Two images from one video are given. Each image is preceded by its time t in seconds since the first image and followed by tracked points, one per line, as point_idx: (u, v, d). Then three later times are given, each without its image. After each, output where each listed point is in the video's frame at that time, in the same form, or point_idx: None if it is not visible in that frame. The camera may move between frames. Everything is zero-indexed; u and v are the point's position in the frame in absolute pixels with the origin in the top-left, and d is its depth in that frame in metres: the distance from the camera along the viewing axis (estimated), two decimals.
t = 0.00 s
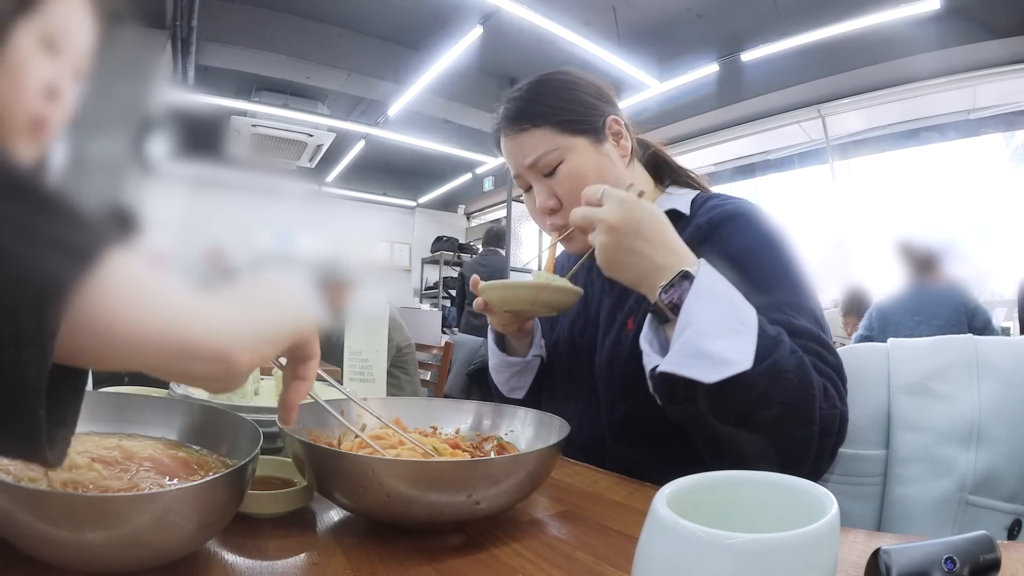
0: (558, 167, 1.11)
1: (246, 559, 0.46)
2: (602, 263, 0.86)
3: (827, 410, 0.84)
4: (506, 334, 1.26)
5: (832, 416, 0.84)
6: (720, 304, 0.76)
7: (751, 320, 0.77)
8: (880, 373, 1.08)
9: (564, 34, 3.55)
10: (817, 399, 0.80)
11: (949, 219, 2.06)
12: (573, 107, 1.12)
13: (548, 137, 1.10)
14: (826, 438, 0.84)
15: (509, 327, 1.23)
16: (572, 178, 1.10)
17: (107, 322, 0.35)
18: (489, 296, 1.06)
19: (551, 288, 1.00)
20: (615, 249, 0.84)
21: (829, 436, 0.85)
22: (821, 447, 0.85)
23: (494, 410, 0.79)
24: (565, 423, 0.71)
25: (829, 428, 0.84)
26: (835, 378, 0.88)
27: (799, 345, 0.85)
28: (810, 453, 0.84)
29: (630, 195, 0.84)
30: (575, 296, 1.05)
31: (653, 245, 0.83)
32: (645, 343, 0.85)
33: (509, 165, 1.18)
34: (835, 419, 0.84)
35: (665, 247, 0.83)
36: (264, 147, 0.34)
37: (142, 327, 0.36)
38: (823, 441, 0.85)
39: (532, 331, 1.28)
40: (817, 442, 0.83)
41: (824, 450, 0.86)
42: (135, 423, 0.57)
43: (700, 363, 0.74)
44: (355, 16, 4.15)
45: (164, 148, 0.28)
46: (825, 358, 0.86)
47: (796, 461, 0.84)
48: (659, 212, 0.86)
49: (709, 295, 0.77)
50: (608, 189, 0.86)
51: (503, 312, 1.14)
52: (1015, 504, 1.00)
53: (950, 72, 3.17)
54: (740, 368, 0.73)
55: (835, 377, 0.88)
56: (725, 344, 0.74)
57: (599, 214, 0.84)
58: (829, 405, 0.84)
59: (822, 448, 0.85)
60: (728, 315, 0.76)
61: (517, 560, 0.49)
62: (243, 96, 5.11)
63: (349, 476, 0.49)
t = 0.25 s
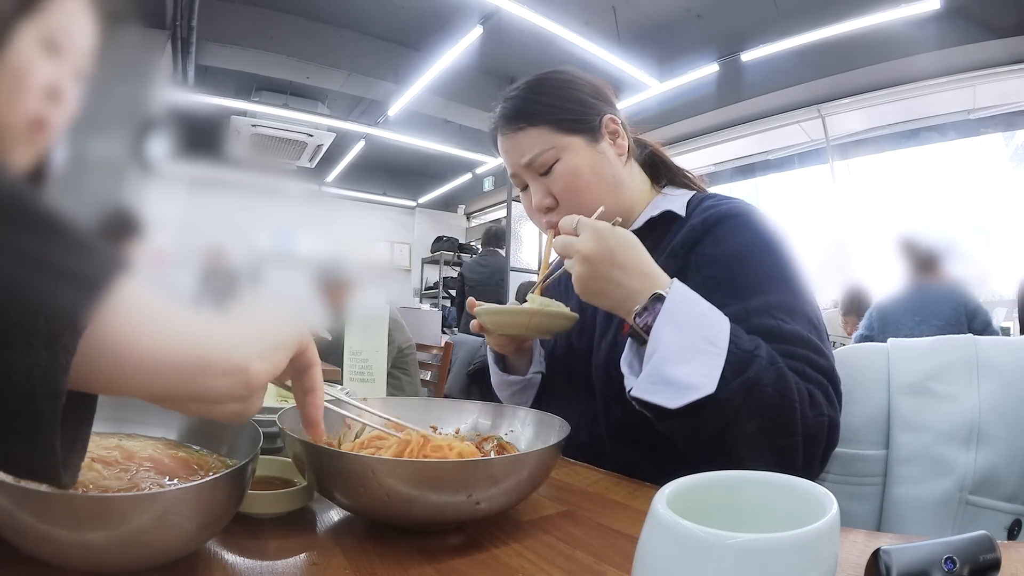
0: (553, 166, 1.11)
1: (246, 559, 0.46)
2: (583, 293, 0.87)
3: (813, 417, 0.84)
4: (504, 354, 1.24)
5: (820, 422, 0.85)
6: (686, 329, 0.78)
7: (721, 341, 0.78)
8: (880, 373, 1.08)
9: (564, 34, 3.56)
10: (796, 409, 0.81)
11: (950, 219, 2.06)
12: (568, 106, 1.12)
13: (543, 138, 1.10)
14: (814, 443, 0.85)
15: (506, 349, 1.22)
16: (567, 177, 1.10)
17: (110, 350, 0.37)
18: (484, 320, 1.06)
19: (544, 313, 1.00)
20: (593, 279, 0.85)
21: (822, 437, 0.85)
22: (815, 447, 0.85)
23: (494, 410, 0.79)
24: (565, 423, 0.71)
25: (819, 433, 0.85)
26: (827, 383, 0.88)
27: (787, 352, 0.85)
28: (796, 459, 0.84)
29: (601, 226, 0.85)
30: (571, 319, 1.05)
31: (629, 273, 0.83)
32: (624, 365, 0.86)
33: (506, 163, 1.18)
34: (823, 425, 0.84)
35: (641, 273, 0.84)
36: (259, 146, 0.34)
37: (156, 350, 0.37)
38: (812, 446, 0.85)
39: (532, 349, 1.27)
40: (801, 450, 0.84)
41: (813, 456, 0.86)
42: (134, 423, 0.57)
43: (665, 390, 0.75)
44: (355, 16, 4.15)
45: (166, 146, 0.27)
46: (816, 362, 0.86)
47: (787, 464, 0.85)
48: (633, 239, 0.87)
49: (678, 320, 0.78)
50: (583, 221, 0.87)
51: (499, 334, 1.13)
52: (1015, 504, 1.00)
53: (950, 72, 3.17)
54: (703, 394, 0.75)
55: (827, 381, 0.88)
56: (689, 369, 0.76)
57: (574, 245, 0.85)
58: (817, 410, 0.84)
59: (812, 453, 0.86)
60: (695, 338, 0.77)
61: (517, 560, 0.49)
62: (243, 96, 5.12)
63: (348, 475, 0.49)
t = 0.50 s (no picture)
0: (545, 162, 1.11)
1: (246, 559, 0.46)
2: (573, 297, 0.87)
3: (806, 422, 0.84)
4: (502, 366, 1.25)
5: (814, 426, 0.84)
6: (674, 340, 0.78)
7: (709, 350, 0.79)
8: (880, 372, 1.08)
9: (564, 34, 3.56)
10: (788, 415, 0.80)
11: (949, 219, 2.06)
12: (562, 104, 1.12)
13: (536, 133, 1.10)
14: (807, 448, 0.84)
15: (504, 361, 1.23)
16: (558, 174, 1.11)
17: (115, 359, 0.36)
18: (483, 338, 1.06)
19: (545, 335, 1.01)
20: (588, 286, 0.85)
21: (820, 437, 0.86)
22: (812, 448, 0.85)
23: (494, 411, 0.80)
24: (565, 423, 0.71)
25: (814, 437, 0.85)
26: (822, 387, 0.88)
27: (781, 355, 0.85)
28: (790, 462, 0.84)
29: (606, 234, 0.83)
30: (569, 338, 1.07)
31: (624, 285, 0.83)
32: (616, 374, 0.88)
33: (498, 158, 1.18)
34: (817, 430, 0.84)
35: (636, 285, 0.84)
36: (260, 144, 0.32)
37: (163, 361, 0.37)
38: (808, 448, 0.85)
39: (530, 360, 1.27)
40: (794, 455, 0.83)
41: (808, 461, 0.86)
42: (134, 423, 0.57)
43: (654, 402, 0.77)
44: (356, 16, 4.15)
45: (166, 146, 0.26)
46: (808, 364, 0.86)
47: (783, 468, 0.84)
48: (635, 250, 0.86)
49: (666, 331, 0.78)
50: (587, 225, 0.86)
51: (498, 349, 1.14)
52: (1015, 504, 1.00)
53: (950, 72, 3.17)
54: (690, 406, 0.76)
55: (823, 383, 0.88)
56: (675, 381, 0.77)
57: (576, 250, 0.84)
58: (810, 414, 0.84)
59: (808, 457, 0.86)
60: (682, 351, 0.78)
61: (517, 560, 0.49)
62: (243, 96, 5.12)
63: (347, 476, 0.49)
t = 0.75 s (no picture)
0: (542, 157, 1.11)
1: (246, 559, 0.46)
2: (573, 290, 0.86)
3: (803, 425, 0.83)
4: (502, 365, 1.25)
5: (811, 428, 0.84)
6: (674, 340, 0.78)
7: (708, 351, 0.79)
8: (879, 372, 1.08)
9: (564, 34, 3.55)
10: (786, 418, 0.80)
11: (950, 219, 2.05)
12: (560, 102, 1.12)
13: (534, 127, 1.10)
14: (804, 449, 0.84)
15: (504, 360, 1.23)
16: (555, 170, 1.10)
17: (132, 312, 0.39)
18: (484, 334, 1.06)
19: (547, 330, 1.01)
20: (592, 280, 0.84)
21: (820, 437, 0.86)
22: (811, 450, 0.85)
23: (494, 411, 0.80)
24: (565, 423, 0.71)
25: (812, 439, 0.84)
26: (820, 389, 0.88)
27: (780, 357, 0.85)
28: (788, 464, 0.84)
29: (614, 230, 0.83)
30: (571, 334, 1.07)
31: (627, 282, 0.83)
32: (615, 374, 0.88)
33: (496, 153, 1.18)
34: (813, 433, 0.84)
35: (638, 283, 0.84)
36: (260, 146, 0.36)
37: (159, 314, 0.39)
38: (806, 450, 0.85)
39: (530, 359, 1.27)
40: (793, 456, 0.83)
41: (805, 464, 0.86)
42: (135, 422, 0.57)
43: (652, 404, 0.77)
44: (356, 16, 4.15)
45: (167, 147, 0.29)
46: (805, 365, 0.86)
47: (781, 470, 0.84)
48: (641, 251, 0.86)
49: (667, 332, 0.78)
50: (596, 219, 0.85)
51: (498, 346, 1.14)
52: (1014, 504, 1.00)
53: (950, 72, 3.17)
54: (690, 406, 0.76)
55: (822, 385, 0.88)
56: (675, 382, 0.77)
57: (583, 243, 0.83)
58: (807, 416, 0.84)
59: (806, 458, 0.86)
60: (682, 352, 0.78)
61: (517, 560, 0.49)
62: (243, 96, 5.12)
63: (347, 476, 0.49)
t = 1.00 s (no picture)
0: (543, 156, 1.11)
1: (246, 560, 0.46)
2: (576, 287, 0.86)
3: (803, 426, 0.83)
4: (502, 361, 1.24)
5: (812, 429, 0.84)
6: (675, 340, 0.78)
7: (709, 353, 0.79)
8: (880, 373, 1.08)
9: (564, 34, 3.56)
10: (786, 418, 0.80)
11: (951, 219, 2.05)
12: (562, 101, 1.12)
13: (536, 124, 1.10)
14: (803, 451, 0.84)
15: (506, 355, 1.22)
16: (555, 169, 1.10)
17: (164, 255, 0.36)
18: (487, 327, 1.06)
19: (551, 321, 1.02)
20: (594, 278, 0.84)
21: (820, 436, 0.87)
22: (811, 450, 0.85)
23: (494, 411, 0.80)
24: (565, 423, 0.71)
25: (813, 440, 0.84)
26: (821, 390, 0.88)
27: (780, 358, 0.85)
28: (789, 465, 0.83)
29: (621, 229, 0.83)
30: (574, 326, 1.07)
31: (630, 281, 0.83)
32: (615, 374, 0.88)
33: (497, 151, 1.18)
34: (813, 435, 0.84)
35: (640, 284, 0.84)
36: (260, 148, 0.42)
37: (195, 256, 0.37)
38: (807, 451, 0.85)
39: (531, 357, 1.27)
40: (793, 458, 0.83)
41: (806, 465, 0.86)
42: (135, 423, 0.57)
43: (653, 404, 0.77)
44: (356, 16, 4.15)
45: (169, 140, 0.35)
46: (803, 366, 0.86)
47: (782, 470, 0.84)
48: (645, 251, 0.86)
49: (668, 332, 0.79)
50: (602, 216, 0.85)
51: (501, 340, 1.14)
52: (1014, 504, 1.00)
53: (950, 72, 3.17)
54: (691, 408, 0.76)
55: (823, 386, 0.88)
56: (675, 383, 0.77)
57: (589, 240, 0.83)
58: (807, 417, 0.84)
59: (807, 459, 0.86)
60: (684, 353, 0.78)
61: (517, 560, 0.49)
62: (243, 96, 5.12)
63: (348, 476, 0.49)
